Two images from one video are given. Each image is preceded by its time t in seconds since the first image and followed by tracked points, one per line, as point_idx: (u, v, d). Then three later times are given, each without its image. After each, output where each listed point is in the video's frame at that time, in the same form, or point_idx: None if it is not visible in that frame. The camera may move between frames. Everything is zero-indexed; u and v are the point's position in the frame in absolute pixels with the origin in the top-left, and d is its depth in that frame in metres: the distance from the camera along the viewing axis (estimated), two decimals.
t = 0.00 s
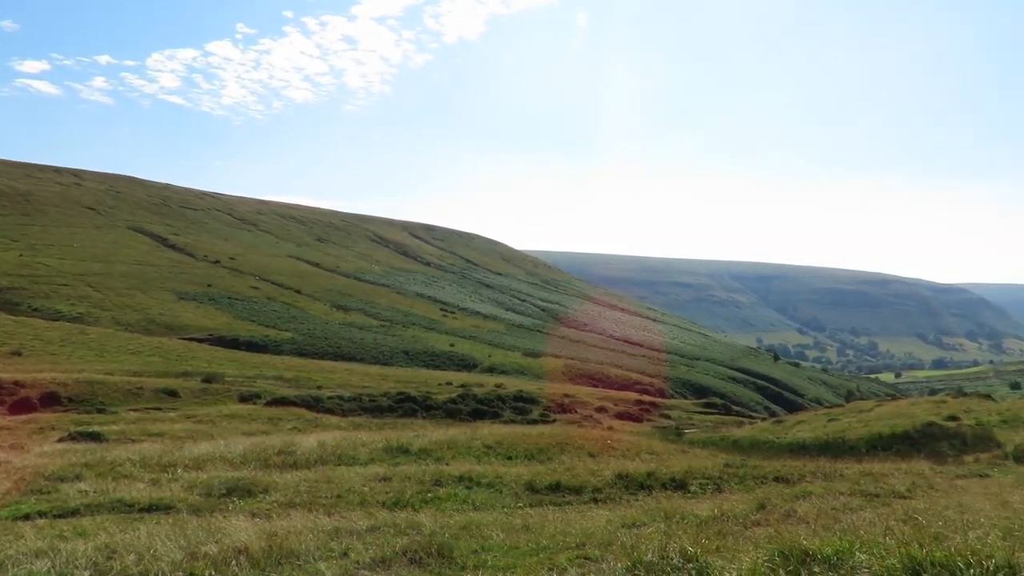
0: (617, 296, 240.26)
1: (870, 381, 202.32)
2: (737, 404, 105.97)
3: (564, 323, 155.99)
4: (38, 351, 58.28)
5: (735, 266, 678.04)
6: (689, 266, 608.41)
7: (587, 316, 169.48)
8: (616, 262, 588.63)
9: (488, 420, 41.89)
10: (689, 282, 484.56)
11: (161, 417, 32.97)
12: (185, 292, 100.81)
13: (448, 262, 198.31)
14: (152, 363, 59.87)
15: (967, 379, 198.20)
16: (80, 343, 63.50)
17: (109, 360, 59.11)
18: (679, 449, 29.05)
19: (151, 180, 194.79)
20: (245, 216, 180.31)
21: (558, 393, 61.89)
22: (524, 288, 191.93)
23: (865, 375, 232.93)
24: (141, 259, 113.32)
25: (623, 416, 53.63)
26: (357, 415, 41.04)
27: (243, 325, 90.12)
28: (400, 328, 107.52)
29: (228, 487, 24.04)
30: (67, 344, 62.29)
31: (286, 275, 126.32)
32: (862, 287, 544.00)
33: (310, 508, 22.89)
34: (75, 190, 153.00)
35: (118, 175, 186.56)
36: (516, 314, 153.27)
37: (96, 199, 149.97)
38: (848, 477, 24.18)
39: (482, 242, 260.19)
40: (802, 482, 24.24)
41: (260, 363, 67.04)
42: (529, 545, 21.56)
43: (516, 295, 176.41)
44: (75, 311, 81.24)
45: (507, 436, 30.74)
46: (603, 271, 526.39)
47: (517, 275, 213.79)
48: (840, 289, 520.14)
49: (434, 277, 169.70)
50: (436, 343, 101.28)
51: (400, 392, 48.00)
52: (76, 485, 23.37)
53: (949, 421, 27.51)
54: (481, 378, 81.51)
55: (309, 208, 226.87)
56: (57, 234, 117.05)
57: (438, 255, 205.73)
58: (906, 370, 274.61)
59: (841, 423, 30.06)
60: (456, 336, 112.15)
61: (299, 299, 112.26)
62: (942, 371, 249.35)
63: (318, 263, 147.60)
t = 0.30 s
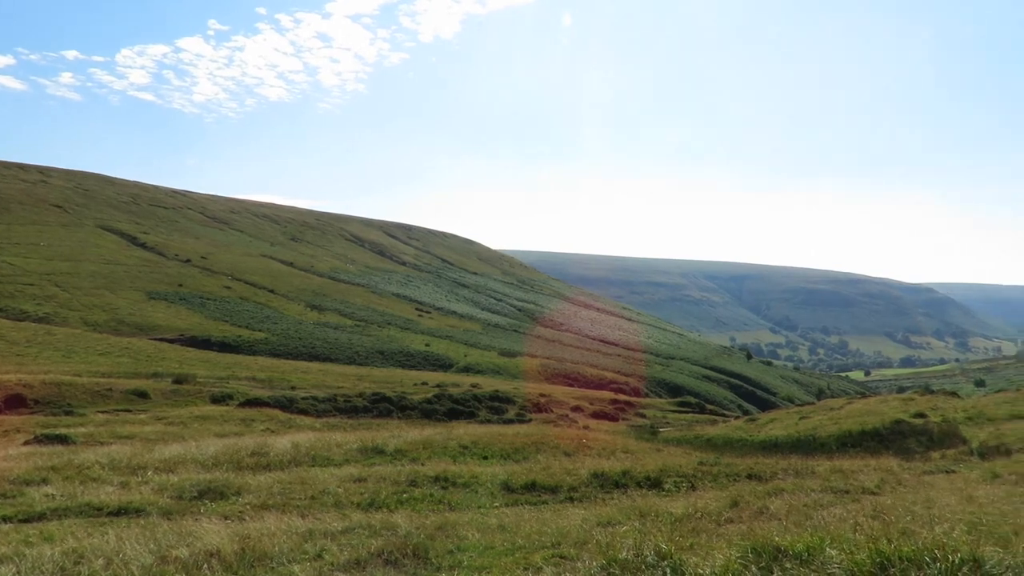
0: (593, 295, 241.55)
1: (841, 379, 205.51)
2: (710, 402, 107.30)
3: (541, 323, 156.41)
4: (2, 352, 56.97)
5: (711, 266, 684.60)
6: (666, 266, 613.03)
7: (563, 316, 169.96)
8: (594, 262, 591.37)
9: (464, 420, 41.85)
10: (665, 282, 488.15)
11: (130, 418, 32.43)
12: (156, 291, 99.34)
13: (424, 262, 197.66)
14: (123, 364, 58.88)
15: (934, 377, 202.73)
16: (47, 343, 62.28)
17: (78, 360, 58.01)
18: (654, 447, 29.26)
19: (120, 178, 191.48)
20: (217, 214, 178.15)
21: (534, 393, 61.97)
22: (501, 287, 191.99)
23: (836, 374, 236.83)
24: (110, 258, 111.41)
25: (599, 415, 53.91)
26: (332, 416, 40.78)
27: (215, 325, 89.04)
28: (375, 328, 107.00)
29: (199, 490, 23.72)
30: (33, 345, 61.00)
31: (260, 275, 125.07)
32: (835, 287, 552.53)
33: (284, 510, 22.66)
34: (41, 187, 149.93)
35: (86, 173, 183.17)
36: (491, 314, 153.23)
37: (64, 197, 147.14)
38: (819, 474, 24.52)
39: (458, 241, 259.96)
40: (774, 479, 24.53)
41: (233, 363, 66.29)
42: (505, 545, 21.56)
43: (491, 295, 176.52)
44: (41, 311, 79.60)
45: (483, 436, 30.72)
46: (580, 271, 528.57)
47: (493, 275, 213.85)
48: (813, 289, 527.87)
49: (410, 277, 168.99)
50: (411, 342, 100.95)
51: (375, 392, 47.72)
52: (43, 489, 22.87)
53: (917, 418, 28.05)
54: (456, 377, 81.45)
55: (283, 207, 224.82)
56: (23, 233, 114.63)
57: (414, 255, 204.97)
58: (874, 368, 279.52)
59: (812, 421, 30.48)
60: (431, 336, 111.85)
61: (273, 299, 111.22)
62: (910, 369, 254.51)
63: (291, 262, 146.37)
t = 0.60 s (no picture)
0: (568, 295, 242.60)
1: (811, 378, 208.85)
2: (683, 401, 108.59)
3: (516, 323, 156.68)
4: None
5: (686, 266, 690.87)
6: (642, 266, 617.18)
7: (538, 317, 170.26)
8: (571, 262, 592.88)
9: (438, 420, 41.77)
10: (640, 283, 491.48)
11: (96, 420, 31.82)
12: (124, 291, 97.68)
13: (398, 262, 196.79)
14: (89, 365, 57.75)
15: (901, 375, 207.54)
16: (9, 345, 60.86)
17: (42, 362, 56.77)
18: (628, 446, 29.44)
19: (86, 176, 187.62)
20: (187, 213, 175.61)
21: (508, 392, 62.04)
22: (476, 287, 192.02)
23: (806, 372, 240.76)
24: (76, 258, 109.22)
25: (574, 414, 54.13)
26: (304, 417, 40.46)
27: (185, 325, 87.82)
28: (348, 328, 106.33)
29: (168, 493, 23.35)
30: None
31: (231, 274, 123.66)
32: (808, 287, 561.01)
33: (255, 513, 22.39)
34: (4, 184, 146.30)
35: (50, 170, 179.07)
36: (466, 313, 153.08)
37: (27, 195, 143.81)
38: (790, 471, 24.84)
39: (433, 241, 259.52)
40: (746, 476, 24.80)
41: (203, 364, 65.44)
42: (479, 544, 21.52)
43: (466, 295, 176.25)
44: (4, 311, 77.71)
45: (457, 435, 30.68)
46: (558, 271, 529.52)
47: (468, 275, 213.84)
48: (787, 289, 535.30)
49: (384, 277, 168.13)
50: (385, 343, 100.50)
51: (348, 392, 47.41)
52: (4, 493, 22.32)
53: (884, 415, 28.56)
54: (430, 377, 81.31)
55: (254, 207, 222.22)
56: None
57: (388, 254, 204.05)
58: (842, 367, 284.58)
59: (783, 419, 30.88)
60: (405, 336, 111.31)
61: (245, 299, 109.99)
62: (878, 368, 259.59)
63: (261, 260, 144.93)
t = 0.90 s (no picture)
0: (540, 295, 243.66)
1: (777, 376, 212.50)
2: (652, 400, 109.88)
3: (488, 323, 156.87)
4: None
5: (659, 266, 697.09)
6: (614, 266, 621.24)
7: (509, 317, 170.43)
8: (545, 262, 593.91)
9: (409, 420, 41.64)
10: (612, 283, 494.43)
11: (55, 423, 31.09)
12: (85, 291, 95.60)
13: (367, 261, 195.67)
14: (48, 367, 56.36)
15: (864, 373, 212.64)
16: None
17: None
18: (598, 445, 29.62)
19: (44, 173, 182.91)
20: (150, 211, 172.45)
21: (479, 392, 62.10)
22: (447, 287, 191.86)
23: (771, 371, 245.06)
24: (34, 257, 106.51)
25: (545, 413, 54.39)
26: (272, 418, 40.06)
27: (148, 325, 86.31)
28: (317, 328, 105.42)
29: (132, 496, 22.91)
30: None
31: (197, 274, 121.81)
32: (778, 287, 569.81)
33: (222, 516, 22.05)
34: None
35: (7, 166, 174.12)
36: (436, 313, 152.82)
37: None
38: (756, 468, 25.19)
39: (403, 241, 258.62)
40: (714, 474, 25.08)
41: (167, 366, 64.37)
42: (449, 544, 21.47)
43: (437, 295, 175.77)
44: None
45: (427, 436, 30.62)
46: (531, 271, 530.25)
47: (439, 274, 213.63)
48: (757, 288, 542.91)
49: (355, 277, 167.02)
50: (355, 342, 99.89)
51: (317, 393, 47.02)
52: None
53: (848, 412, 29.14)
54: (399, 377, 81.08)
55: (220, 205, 218.93)
56: None
57: (358, 254, 202.86)
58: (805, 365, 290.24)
59: (750, 417, 31.32)
60: (375, 336, 110.63)
61: (212, 299, 108.45)
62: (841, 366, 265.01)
63: (226, 259, 143.20)
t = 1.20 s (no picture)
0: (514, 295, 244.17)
1: (748, 375, 215.51)
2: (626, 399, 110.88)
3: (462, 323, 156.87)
4: None
5: (634, 266, 701.58)
6: (590, 266, 624.09)
7: (483, 317, 170.28)
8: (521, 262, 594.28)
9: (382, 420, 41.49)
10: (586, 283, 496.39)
11: (17, 426, 30.45)
12: (49, 291, 93.61)
13: (340, 260, 194.40)
14: (10, 368, 55.09)
15: (833, 371, 216.89)
16: None
17: None
18: (571, 444, 29.76)
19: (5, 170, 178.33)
20: (117, 209, 169.39)
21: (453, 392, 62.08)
22: (421, 287, 191.48)
23: (742, 370, 248.42)
24: None
25: (519, 413, 54.53)
26: (242, 419, 39.67)
27: (114, 325, 84.93)
28: (288, 328, 104.54)
29: (98, 500, 22.49)
30: None
31: (165, 273, 120.06)
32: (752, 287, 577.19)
33: (190, 519, 21.72)
34: None
35: None
36: (410, 313, 152.38)
37: None
38: (727, 465, 25.47)
39: (376, 240, 257.42)
40: (685, 472, 25.31)
41: (134, 367, 63.35)
42: (421, 545, 21.40)
43: (410, 295, 175.05)
44: None
45: (400, 436, 30.54)
46: (507, 271, 530.10)
47: (412, 274, 213.16)
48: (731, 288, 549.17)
49: (327, 276, 165.83)
50: (328, 342, 99.26)
51: (289, 394, 46.63)
52: None
53: (817, 410, 29.62)
54: (371, 378, 80.83)
55: (188, 203, 215.69)
56: None
57: (329, 253, 201.50)
58: (774, 364, 294.66)
59: (721, 415, 31.67)
60: (347, 336, 109.93)
61: (181, 299, 106.98)
62: (809, 365, 269.03)
63: (196, 258, 141.16)
